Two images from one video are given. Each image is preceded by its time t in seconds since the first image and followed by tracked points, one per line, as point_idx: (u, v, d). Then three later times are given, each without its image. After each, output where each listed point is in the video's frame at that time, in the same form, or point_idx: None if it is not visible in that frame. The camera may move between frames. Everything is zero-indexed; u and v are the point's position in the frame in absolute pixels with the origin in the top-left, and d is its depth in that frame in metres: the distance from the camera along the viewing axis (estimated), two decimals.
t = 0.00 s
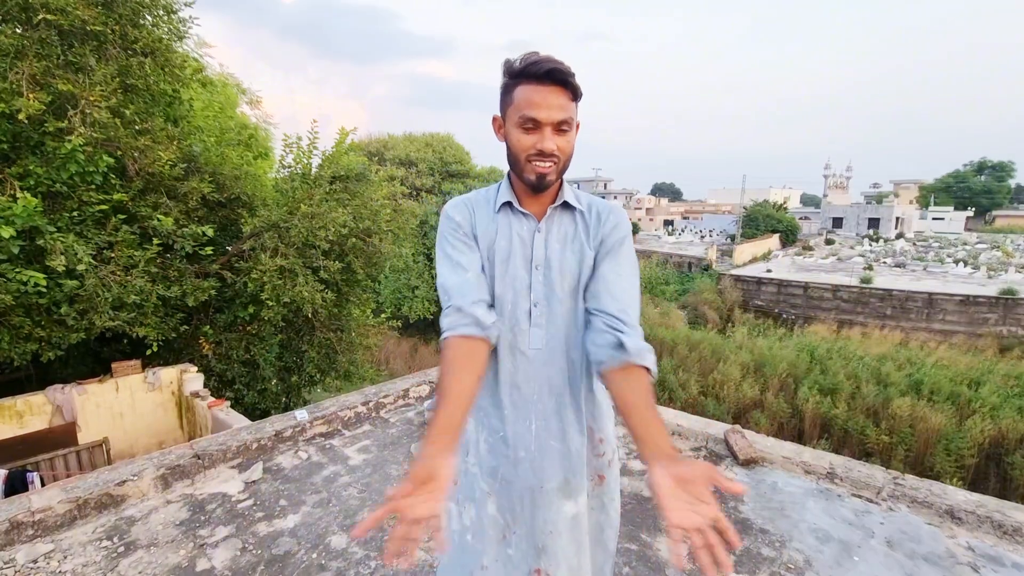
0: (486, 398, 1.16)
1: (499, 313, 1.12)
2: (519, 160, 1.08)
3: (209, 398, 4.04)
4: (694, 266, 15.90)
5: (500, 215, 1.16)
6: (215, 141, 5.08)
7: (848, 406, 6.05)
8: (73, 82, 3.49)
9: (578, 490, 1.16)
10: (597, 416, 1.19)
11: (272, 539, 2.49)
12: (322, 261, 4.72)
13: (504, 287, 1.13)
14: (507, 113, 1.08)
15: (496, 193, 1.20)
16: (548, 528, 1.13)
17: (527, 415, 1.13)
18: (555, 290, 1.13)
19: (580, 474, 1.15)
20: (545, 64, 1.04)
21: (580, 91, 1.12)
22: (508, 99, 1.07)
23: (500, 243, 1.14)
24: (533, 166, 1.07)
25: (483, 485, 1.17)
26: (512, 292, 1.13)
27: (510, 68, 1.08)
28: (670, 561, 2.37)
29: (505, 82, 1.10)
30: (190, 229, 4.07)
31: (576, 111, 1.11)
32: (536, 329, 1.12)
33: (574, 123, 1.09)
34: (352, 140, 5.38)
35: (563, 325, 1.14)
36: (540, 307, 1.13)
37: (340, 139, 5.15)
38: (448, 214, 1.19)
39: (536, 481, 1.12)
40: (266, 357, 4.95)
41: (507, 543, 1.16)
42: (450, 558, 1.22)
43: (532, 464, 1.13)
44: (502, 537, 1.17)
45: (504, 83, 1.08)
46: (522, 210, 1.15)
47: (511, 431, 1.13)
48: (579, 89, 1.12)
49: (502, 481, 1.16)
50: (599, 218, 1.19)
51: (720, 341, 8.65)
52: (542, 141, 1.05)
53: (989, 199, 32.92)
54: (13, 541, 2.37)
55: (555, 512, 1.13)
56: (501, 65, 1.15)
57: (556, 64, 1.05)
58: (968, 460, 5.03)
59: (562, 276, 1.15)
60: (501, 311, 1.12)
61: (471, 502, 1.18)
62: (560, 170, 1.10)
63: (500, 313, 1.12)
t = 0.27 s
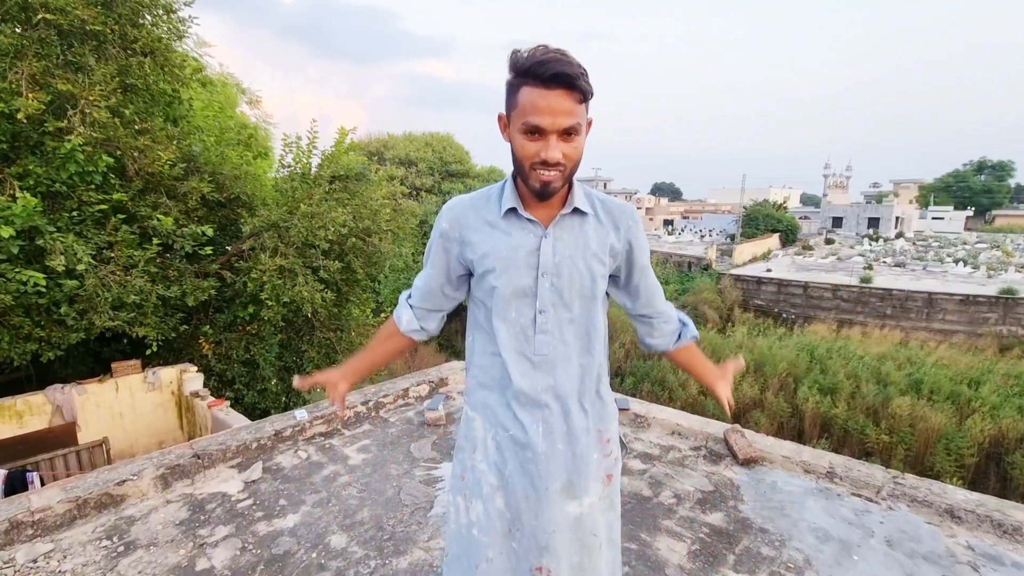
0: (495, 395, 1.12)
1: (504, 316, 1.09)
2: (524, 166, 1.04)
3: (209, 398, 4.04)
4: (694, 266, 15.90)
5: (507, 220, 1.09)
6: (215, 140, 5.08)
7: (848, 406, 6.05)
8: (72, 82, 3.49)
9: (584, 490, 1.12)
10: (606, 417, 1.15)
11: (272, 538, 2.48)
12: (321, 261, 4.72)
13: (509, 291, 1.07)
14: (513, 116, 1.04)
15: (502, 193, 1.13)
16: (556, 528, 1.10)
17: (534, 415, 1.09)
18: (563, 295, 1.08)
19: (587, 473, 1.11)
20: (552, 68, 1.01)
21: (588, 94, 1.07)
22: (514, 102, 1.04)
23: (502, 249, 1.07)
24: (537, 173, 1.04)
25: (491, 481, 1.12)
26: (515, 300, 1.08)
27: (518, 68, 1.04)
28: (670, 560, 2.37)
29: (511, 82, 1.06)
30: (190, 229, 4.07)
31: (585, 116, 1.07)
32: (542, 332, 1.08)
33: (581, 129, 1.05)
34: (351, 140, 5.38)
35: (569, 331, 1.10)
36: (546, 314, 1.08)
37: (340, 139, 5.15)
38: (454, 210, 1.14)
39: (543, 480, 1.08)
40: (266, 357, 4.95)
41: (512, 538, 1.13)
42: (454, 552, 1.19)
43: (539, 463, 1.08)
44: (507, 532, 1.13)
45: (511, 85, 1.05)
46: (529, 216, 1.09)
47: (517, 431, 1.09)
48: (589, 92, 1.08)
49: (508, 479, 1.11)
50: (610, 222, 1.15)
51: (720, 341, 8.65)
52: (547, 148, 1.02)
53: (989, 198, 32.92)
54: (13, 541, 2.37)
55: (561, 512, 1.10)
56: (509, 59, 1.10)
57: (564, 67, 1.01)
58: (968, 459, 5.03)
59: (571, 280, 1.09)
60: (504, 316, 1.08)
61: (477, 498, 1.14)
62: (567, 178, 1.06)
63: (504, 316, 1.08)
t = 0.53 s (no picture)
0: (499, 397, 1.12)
1: (507, 322, 1.09)
2: (523, 176, 1.05)
3: (209, 398, 4.04)
4: (694, 266, 15.91)
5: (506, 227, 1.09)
6: (215, 141, 5.08)
7: (848, 406, 6.05)
8: (72, 83, 3.49)
9: (588, 489, 1.12)
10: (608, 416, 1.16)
11: (272, 539, 2.49)
12: (321, 261, 4.72)
13: (512, 297, 1.08)
14: (512, 125, 1.04)
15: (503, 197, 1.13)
16: (561, 527, 1.10)
17: (540, 416, 1.09)
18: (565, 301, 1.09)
19: (590, 471, 1.12)
20: (551, 77, 1.00)
21: (591, 100, 1.06)
22: (513, 110, 1.04)
23: (507, 257, 1.08)
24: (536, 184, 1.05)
25: (496, 481, 1.12)
26: (519, 307, 1.09)
27: (517, 74, 1.04)
28: (670, 560, 2.37)
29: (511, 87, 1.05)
30: (190, 230, 4.07)
31: (586, 123, 1.06)
32: (546, 338, 1.09)
33: (582, 138, 1.04)
34: (351, 140, 5.38)
35: (572, 337, 1.10)
36: (549, 321, 1.09)
37: (339, 139, 5.15)
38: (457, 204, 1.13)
39: (547, 481, 1.09)
40: (266, 357, 4.95)
41: (517, 538, 1.12)
42: (458, 554, 1.18)
43: (544, 463, 1.09)
44: (513, 531, 1.12)
45: (510, 92, 1.04)
46: (531, 223, 1.09)
47: (523, 434, 1.09)
48: (591, 98, 1.06)
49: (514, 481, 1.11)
50: (613, 223, 1.15)
51: (720, 341, 8.65)
52: (546, 159, 1.02)
53: (989, 198, 32.92)
54: (13, 542, 2.37)
55: (566, 512, 1.10)
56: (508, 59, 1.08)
57: (564, 76, 1.00)
58: (968, 459, 5.03)
59: (574, 286, 1.10)
60: (508, 323, 1.09)
61: (482, 499, 1.13)
62: (567, 186, 1.07)
63: (508, 323, 1.09)
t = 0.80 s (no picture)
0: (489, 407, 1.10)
1: (500, 323, 1.07)
2: (514, 169, 1.04)
3: (208, 398, 4.04)
4: (693, 266, 15.91)
5: (499, 223, 1.10)
6: (215, 141, 5.08)
7: (848, 405, 6.06)
8: (72, 82, 3.49)
9: (576, 497, 1.13)
10: (598, 424, 1.16)
11: (271, 539, 2.49)
12: (321, 261, 4.72)
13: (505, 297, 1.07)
14: (500, 118, 1.03)
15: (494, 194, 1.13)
16: (551, 536, 1.10)
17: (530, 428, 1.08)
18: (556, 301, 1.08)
19: (579, 479, 1.12)
20: (536, 66, 0.99)
21: (578, 89, 1.05)
22: (500, 102, 1.03)
23: (499, 255, 1.08)
24: (528, 176, 1.03)
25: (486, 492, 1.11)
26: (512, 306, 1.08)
27: (502, 67, 1.03)
28: (670, 560, 2.37)
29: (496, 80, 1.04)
30: (189, 229, 4.07)
31: (575, 112, 1.04)
32: (539, 339, 1.08)
33: (571, 127, 1.03)
34: (351, 140, 5.38)
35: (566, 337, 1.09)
36: (542, 321, 1.08)
37: (339, 139, 5.15)
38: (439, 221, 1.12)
39: (539, 491, 1.08)
40: (266, 357, 4.95)
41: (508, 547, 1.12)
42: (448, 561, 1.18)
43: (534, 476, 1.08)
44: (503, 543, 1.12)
45: (496, 85, 1.03)
46: (524, 219, 1.09)
47: (514, 442, 1.08)
48: (578, 86, 1.05)
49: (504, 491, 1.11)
50: (606, 221, 1.15)
51: (720, 340, 8.65)
52: (536, 149, 1.01)
53: (989, 198, 32.93)
54: (13, 542, 2.37)
55: (556, 521, 1.10)
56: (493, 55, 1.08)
57: (549, 65, 0.99)
58: (968, 458, 5.03)
59: (567, 285, 1.09)
60: (501, 325, 1.07)
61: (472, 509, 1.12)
62: (559, 177, 1.05)
63: (501, 324, 1.07)
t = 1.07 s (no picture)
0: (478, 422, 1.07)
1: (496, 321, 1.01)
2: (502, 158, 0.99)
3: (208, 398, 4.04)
4: (693, 266, 15.92)
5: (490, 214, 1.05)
6: (215, 141, 5.08)
7: (848, 405, 6.05)
8: (71, 83, 3.49)
9: (571, 504, 1.13)
10: (591, 428, 1.15)
11: (272, 539, 2.48)
12: (321, 261, 4.71)
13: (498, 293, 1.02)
14: (485, 106, 0.99)
15: (482, 188, 1.08)
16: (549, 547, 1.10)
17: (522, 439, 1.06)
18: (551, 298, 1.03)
19: (573, 486, 1.12)
20: (519, 52, 0.97)
21: (563, 76, 1.03)
22: (484, 91, 1.00)
23: (492, 246, 1.03)
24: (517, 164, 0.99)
25: (479, 507, 1.10)
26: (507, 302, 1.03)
27: (485, 57, 1.01)
28: (671, 560, 2.37)
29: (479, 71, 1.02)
30: (189, 229, 4.07)
31: (561, 98, 1.02)
32: (534, 340, 1.04)
33: (558, 110, 1.00)
34: (351, 140, 5.38)
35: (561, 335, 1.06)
36: (537, 319, 1.03)
37: (339, 139, 5.15)
38: (431, 199, 1.04)
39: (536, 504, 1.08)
40: (266, 357, 4.94)
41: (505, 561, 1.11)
42: None
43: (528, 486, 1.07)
44: (502, 559, 1.12)
45: (480, 74, 1.00)
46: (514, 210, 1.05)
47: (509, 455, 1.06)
48: (563, 74, 1.03)
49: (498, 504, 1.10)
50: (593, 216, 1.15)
51: (720, 340, 8.65)
52: (524, 134, 0.96)
53: (988, 198, 32.93)
54: (13, 542, 2.36)
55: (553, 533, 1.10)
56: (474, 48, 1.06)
57: (531, 51, 0.97)
58: (968, 458, 5.03)
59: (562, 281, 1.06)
60: (495, 320, 1.01)
61: (465, 526, 1.11)
62: (548, 164, 1.01)
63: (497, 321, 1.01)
